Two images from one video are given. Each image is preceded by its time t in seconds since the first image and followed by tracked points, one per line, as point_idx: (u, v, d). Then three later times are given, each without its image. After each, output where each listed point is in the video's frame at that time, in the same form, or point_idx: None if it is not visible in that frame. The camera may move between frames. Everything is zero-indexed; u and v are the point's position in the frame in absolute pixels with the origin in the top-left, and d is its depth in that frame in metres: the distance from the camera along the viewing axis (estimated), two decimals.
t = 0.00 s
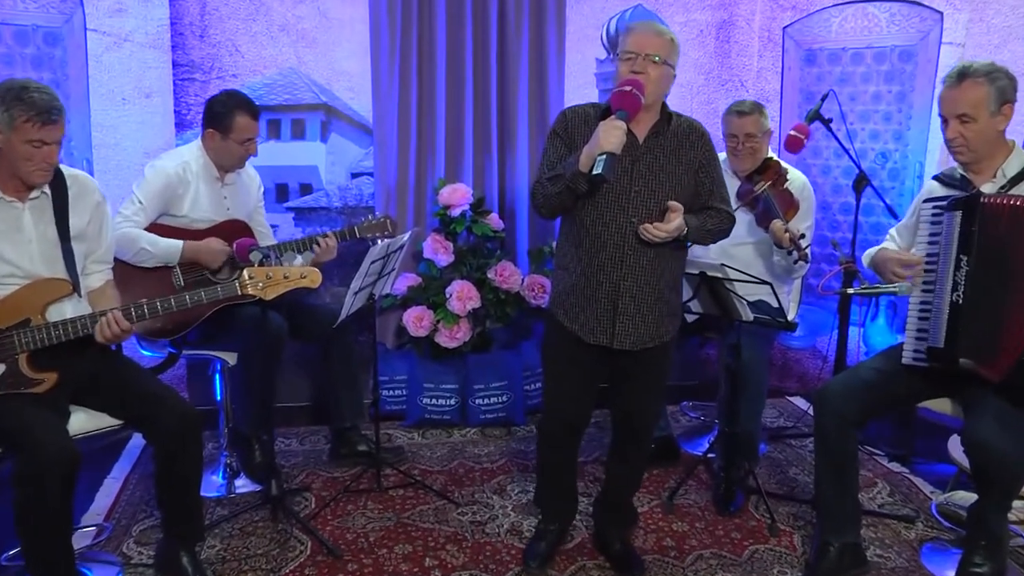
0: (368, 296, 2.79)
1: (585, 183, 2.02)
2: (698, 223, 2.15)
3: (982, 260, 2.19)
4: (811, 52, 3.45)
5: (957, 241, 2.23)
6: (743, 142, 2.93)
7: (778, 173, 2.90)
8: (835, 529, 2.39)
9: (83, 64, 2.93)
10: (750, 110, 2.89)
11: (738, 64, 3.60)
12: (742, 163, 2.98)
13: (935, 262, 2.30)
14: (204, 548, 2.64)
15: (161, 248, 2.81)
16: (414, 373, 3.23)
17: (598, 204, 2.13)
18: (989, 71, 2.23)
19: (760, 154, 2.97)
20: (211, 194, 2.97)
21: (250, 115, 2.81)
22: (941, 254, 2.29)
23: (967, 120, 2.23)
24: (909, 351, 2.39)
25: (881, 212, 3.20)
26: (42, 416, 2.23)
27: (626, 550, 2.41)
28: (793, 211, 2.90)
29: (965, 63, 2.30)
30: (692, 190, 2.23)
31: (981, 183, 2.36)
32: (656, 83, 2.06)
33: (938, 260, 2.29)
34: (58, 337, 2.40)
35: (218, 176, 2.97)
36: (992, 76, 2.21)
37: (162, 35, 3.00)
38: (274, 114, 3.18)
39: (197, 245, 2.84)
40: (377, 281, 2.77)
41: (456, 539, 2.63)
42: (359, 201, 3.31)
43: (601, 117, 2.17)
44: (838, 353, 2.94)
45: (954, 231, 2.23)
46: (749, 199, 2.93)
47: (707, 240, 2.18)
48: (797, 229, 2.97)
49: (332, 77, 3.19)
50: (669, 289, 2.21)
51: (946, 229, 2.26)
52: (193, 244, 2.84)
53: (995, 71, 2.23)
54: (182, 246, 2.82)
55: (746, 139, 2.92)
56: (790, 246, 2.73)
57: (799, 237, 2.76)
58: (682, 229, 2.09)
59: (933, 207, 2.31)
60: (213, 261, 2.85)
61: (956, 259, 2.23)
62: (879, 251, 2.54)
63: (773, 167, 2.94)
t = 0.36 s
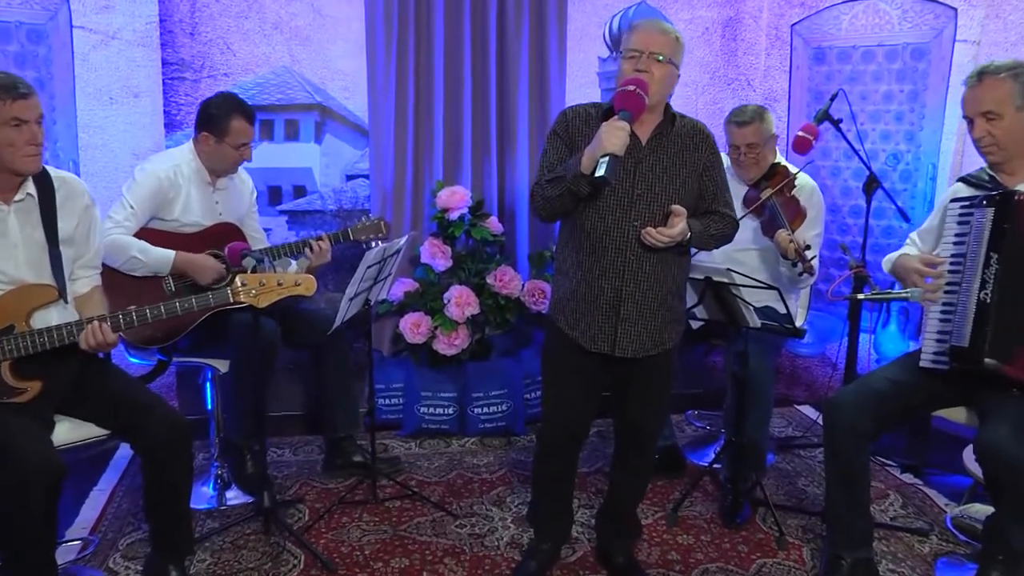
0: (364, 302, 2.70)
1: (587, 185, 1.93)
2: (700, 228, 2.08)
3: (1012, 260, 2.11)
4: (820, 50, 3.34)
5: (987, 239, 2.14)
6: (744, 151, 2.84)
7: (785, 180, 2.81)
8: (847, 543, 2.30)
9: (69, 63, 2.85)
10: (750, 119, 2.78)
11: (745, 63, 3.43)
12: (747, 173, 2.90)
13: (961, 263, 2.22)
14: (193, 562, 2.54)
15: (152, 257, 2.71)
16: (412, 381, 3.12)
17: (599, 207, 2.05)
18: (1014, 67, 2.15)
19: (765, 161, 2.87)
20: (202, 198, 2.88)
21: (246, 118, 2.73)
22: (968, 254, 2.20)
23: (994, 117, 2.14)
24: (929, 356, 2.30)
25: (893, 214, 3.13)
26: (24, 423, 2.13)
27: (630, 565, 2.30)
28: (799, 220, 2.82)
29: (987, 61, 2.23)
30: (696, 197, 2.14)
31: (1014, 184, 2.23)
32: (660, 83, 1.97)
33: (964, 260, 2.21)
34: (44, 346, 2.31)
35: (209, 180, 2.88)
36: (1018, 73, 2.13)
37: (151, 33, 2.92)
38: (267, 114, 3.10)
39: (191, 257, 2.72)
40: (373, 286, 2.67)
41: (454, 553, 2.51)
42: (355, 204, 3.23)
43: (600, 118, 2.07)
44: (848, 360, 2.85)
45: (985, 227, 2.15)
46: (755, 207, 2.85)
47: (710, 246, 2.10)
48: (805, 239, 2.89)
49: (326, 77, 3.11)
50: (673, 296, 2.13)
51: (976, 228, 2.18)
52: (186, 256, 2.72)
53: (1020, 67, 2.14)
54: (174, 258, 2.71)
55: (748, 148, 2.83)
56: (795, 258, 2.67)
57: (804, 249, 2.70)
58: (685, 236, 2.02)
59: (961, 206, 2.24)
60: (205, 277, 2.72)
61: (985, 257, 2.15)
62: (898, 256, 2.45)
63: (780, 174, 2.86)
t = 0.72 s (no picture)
0: (360, 308, 2.62)
1: (580, 189, 1.84)
2: (697, 231, 1.99)
3: None
4: (829, 49, 3.18)
5: (1020, 242, 2.14)
6: (748, 157, 2.73)
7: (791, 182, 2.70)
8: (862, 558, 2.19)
9: (54, 62, 2.76)
10: (754, 123, 2.68)
11: (752, 61, 3.22)
12: (751, 177, 2.77)
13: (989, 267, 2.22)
14: None
15: (138, 265, 2.61)
16: (408, 390, 3.02)
17: (592, 211, 1.95)
18: None
19: (770, 166, 2.75)
20: (194, 201, 2.79)
21: (240, 120, 2.64)
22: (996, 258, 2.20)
23: None
24: (949, 362, 2.29)
25: (905, 218, 3.05)
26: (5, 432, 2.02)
27: None
28: (808, 225, 2.71)
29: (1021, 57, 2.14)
30: (690, 197, 2.07)
31: None
32: (654, 83, 1.89)
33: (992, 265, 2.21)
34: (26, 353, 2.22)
35: (202, 183, 2.79)
36: None
37: (139, 31, 2.83)
38: (259, 115, 3.01)
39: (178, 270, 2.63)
40: (369, 292, 2.59)
41: (451, 568, 2.39)
42: (350, 208, 3.14)
43: (594, 119, 1.99)
44: (859, 368, 2.76)
45: (1017, 231, 2.14)
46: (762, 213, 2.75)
47: (707, 248, 2.02)
48: (815, 245, 2.78)
49: (320, 76, 3.02)
50: (670, 301, 2.05)
51: (1006, 232, 2.17)
52: (173, 269, 2.63)
53: None
54: (160, 269, 2.62)
55: (752, 153, 2.72)
56: (805, 266, 2.53)
57: (814, 257, 2.57)
58: (682, 238, 1.93)
59: (990, 211, 2.24)
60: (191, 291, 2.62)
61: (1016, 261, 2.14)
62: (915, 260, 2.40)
63: (787, 177, 2.74)
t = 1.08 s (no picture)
0: (355, 315, 2.52)
1: (571, 196, 1.75)
2: (693, 233, 1.90)
3: None
4: (840, 48, 3.08)
5: None
6: (751, 157, 2.60)
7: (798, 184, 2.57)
8: None
9: (37, 61, 2.68)
10: (756, 122, 2.54)
11: (760, 60, 3.14)
12: (754, 178, 2.65)
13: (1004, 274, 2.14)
14: None
15: (126, 274, 2.52)
16: (404, 401, 2.90)
17: (584, 217, 1.86)
18: None
19: (774, 167, 2.63)
20: (182, 206, 2.70)
21: (229, 120, 2.55)
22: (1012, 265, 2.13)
23: None
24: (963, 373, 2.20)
25: (919, 222, 2.96)
26: None
27: None
28: (816, 225, 2.56)
29: None
30: (684, 197, 1.98)
31: None
32: (641, 82, 1.80)
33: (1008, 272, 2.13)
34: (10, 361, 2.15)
35: (191, 186, 2.71)
36: None
37: (126, 29, 2.75)
38: (251, 116, 2.93)
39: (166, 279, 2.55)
40: (363, 299, 2.50)
41: None
42: (344, 211, 3.05)
43: (580, 121, 1.89)
44: (872, 377, 2.66)
45: None
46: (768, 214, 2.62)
47: (704, 250, 1.93)
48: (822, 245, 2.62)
49: (313, 76, 2.94)
50: (668, 305, 1.96)
51: None
52: (162, 276, 2.55)
53: None
54: (148, 276, 2.53)
55: (755, 153, 2.58)
56: (812, 265, 2.39)
57: (822, 256, 2.42)
58: (678, 242, 1.83)
59: (1005, 216, 2.16)
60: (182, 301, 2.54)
61: None
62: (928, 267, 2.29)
63: (793, 178, 2.62)
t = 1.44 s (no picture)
0: (350, 324, 2.45)
1: (563, 204, 1.67)
2: (687, 236, 1.82)
3: None
4: (849, 48, 3.02)
5: None
6: (753, 159, 2.51)
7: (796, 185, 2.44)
8: None
9: (22, 62, 2.60)
10: (756, 122, 2.45)
11: (767, 61, 3.07)
12: (755, 181, 2.56)
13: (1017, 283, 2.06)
14: None
15: (117, 280, 2.44)
16: (401, 412, 2.80)
17: (577, 224, 1.77)
18: None
19: (775, 168, 2.52)
20: (171, 211, 2.62)
21: (220, 121, 2.48)
22: None
23: None
24: (977, 387, 2.12)
25: (932, 228, 2.89)
26: None
27: None
28: (818, 225, 2.43)
29: None
30: (677, 199, 1.90)
31: None
32: (630, 83, 1.73)
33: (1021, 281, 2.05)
34: None
35: (180, 191, 2.63)
36: None
37: (114, 28, 2.68)
38: (243, 118, 2.85)
39: (157, 281, 2.46)
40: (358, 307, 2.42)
41: None
42: (339, 217, 2.98)
43: (567, 125, 1.80)
44: (884, 388, 2.58)
45: None
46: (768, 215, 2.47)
47: (699, 254, 1.85)
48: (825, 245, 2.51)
49: (307, 77, 2.86)
50: (665, 310, 1.89)
51: None
52: (153, 280, 2.46)
53: None
54: (140, 281, 2.45)
55: (756, 154, 2.49)
56: (815, 265, 2.31)
57: (826, 256, 2.34)
58: (670, 246, 1.76)
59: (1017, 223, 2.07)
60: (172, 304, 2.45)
61: None
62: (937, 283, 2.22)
63: (793, 180, 2.47)
